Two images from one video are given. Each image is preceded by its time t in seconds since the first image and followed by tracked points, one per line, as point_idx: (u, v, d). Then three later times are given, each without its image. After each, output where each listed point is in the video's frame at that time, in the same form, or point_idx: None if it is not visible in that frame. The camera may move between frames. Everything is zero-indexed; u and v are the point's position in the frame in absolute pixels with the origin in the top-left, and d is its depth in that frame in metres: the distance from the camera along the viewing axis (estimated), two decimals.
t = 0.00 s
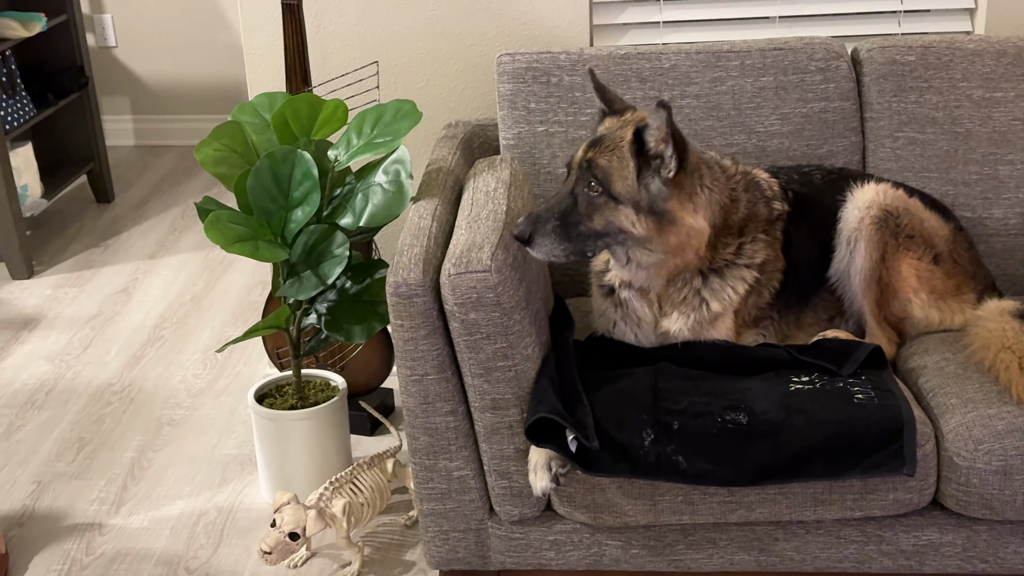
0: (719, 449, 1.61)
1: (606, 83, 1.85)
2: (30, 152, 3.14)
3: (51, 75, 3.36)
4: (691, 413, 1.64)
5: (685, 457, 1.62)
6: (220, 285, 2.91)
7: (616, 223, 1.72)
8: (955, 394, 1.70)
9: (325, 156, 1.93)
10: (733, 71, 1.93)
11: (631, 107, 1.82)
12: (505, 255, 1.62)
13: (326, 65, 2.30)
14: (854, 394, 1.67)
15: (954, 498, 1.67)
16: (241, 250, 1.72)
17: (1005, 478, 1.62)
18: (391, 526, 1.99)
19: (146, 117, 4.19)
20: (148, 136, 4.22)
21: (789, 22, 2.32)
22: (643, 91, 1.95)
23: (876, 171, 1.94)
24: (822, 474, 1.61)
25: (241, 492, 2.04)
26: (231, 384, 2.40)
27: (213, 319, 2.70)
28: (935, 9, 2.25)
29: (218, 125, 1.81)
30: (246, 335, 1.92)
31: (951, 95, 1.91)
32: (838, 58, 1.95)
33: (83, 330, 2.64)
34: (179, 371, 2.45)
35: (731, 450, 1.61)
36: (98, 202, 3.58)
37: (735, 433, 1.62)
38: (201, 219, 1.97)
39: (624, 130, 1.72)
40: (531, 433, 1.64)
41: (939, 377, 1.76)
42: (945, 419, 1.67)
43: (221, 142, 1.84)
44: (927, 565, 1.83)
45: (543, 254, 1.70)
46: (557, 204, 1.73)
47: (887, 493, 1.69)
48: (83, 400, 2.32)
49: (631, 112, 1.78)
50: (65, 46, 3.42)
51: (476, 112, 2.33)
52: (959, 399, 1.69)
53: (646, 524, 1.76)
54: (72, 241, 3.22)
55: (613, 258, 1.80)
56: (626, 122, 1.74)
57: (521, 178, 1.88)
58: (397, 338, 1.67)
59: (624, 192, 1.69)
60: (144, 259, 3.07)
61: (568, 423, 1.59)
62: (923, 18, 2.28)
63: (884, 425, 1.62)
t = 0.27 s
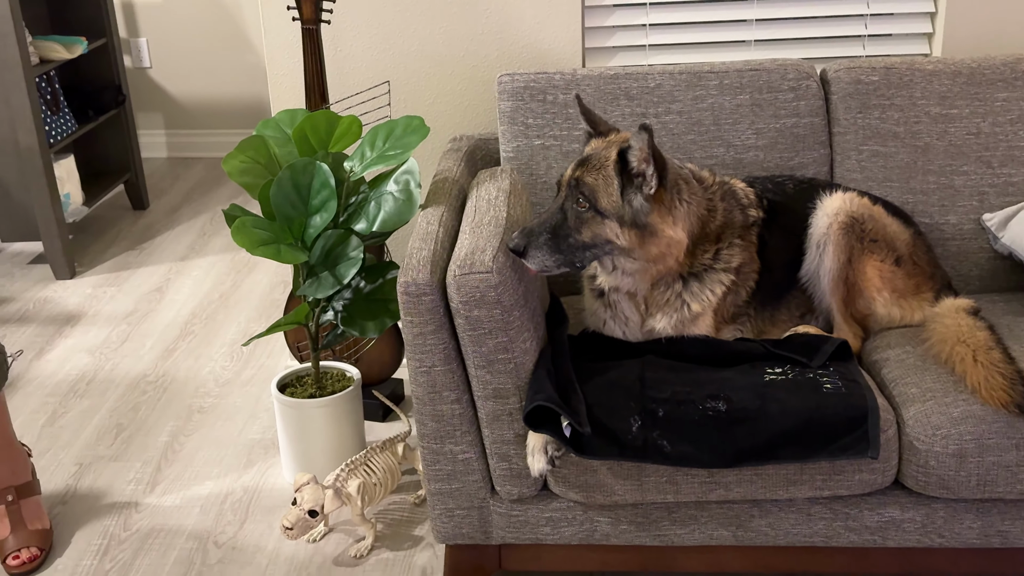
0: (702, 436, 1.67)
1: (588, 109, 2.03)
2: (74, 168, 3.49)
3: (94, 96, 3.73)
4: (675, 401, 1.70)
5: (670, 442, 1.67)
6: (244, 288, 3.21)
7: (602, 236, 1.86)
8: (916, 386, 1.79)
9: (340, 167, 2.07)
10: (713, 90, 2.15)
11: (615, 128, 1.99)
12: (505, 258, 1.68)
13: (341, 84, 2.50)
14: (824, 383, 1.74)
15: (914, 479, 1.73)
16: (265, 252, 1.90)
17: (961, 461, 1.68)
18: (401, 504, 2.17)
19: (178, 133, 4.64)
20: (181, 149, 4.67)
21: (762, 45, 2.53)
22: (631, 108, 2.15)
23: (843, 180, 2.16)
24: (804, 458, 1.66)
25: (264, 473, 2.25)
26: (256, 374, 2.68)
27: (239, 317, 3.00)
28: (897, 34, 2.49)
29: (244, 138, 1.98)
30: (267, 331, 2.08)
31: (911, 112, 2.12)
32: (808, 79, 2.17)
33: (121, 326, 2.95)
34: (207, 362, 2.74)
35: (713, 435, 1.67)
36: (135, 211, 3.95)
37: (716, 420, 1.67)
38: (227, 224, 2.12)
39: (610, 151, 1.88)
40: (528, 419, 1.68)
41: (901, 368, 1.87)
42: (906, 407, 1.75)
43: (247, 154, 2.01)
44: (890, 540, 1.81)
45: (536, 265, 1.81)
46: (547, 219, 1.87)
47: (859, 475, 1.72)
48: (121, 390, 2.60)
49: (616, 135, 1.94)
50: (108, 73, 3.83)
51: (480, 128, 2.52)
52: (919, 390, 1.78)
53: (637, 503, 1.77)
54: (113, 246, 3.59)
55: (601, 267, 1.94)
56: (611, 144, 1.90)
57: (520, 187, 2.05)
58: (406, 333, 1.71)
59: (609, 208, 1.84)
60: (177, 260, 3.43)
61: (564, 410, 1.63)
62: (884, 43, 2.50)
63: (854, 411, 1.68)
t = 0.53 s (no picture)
0: (694, 429, 1.70)
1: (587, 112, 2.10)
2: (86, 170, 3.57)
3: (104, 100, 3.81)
4: (669, 396, 1.73)
5: (663, 435, 1.70)
6: (251, 286, 3.28)
7: (598, 239, 1.92)
8: (900, 381, 1.81)
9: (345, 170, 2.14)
10: (705, 95, 2.22)
11: (611, 135, 2.07)
12: (505, 258, 1.73)
13: (345, 89, 2.57)
14: (811, 378, 1.77)
15: (899, 471, 1.74)
16: (272, 252, 1.97)
17: (943, 453, 1.69)
18: (403, 495, 2.25)
19: (188, 137, 4.72)
20: (189, 153, 4.75)
21: (753, 52, 2.61)
22: (626, 113, 2.23)
23: (831, 183, 2.24)
24: (792, 449, 1.69)
25: (271, 465, 2.32)
26: (263, 369, 2.76)
27: (246, 314, 3.08)
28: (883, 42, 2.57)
29: (252, 142, 2.05)
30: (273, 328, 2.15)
31: (896, 117, 2.20)
32: (796, 85, 2.25)
33: (133, 322, 3.03)
34: (216, 358, 2.81)
35: (705, 428, 1.70)
36: (145, 212, 4.03)
37: (708, 413, 1.71)
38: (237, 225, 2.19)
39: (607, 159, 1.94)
40: (527, 413, 1.72)
41: (886, 364, 1.89)
42: (892, 402, 1.76)
43: (255, 156, 2.08)
44: (875, 530, 1.82)
45: (535, 265, 1.88)
46: (545, 224, 1.93)
47: (844, 466, 1.74)
48: (133, 384, 2.68)
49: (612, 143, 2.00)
50: (117, 76, 3.91)
51: (481, 131, 2.59)
52: (903, 385, 1.79)
53: (631, 494, 1.80)
54: (124, 246, 3.67)
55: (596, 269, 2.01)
56: (608, 152, 1.97)
57: (518, 190, 2.12)
58: (409, 329, 1.76)
59: (607, 213, 1.91)
60: (185, 260, 3.50)
61: (560, 404, 1.66)
62: (871, 51, 2.58)
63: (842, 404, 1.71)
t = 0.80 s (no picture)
0: (692, 423, 1.71)
1: (582, 112, 2.11)
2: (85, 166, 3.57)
3: (104, 97, 3.81)
4: (666, 391, 1.73)
5: (660, 429, 1.71)
6: (250, 282, 3.29)
7: (612, 241, 1.94)
8: (896, 376, 1.81)
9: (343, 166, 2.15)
10: (702, 91, 2.23)
11: (605, 131, 2.08)
12: (503, 252, 1.73)
13: (344, 85, 2.58)
14: (808, 373, 1.77)
15: (895, 465, 1.75)
16: (271, 248, 1.97)
17: (939, 448, 1.70)
18: (401, 490, 2.26)
19: (186, 133, 4.72)
20: (188, 149, 4.75)
21: (750, 48, 2.62)
22: (624, 109, 2.23)
23: (828, 178, 2.25)
24: (789, 444, 1.69)
25: (270, 460, 2.33)
26: (261, 365, 2.76)
27: (245, 310, 3.08)
28: (879, 37, 2.58)
29: (250, 137, 2.05)
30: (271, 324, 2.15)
31: (892, 113, 2.21)
32: (793, 81, 2.26)
33: (132, 319, 3.03)
34: (214, 353, 2.82)
35: (702, 423, 1.70)
36: (144, 208, 4.03)
37: (705, 408, 1.71)
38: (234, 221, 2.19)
39: (611, 161, 1.95)
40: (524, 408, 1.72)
41: (882, 359, 1.90)
42: (887, 397, 1.77)
43: (253, 152, 2.08)
44: (871, 525, 1.83)
45: (555, 277, 1.91)
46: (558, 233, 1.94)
47: (840, 461, 1.75)
48: (133, 379, 2.69)
49: (609, 143, 2.01)
50: (116, 73, 3.92)
51: (478, 127, 2.60)
52: (899, 380, 1.80)
53: (628, 488, 1.81)
54: (123, 242, 3.67)
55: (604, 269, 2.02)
56: (607, 151, 1.97)
57: (516, 186, 2.13)
58: (406, 325, 1.76)
59: (619, 215, 1.92)
60: (184, 256, 3.50)
61: (558, 399, 1.67)
62: (867, 47, 2.59)
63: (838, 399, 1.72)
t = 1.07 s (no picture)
0: (686, 421, 1.71)
1: (569, 121, 2.11)
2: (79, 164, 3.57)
3: (98, 95, 3.81)
4: (660, 388, 1.73)
5: (654, 427, 1.71)
6: (244, 280, 3.28)
7: (614, 250, 1.95)
8: (890, 373, 1.82)
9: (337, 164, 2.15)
10: (697, 89, 2.23)
11: (594, 136, 2.08)
12: (497, 250, 1.73)
13: (339, 83, 2.58)
14: (802, 371, 1.77)
15: (889, 463, 1.75)
16: (265, 246, 1.97)
17: (932, 445, 1.70)
18: (396, 488, 2.26)
19: (181, 132, 4.72)
20: (183, 147, 4.75)
21: (744, 46, 2.62)
22: (618, 107, 2.23)
23: (822, 176, 2.25)
24: (783, 441, 1.70)
25: (264, 458, 2.33)
26: (256, 363, 2.76)
27: (240, 308, 3.08)
28: (873, 35, 2.58)
29: (244, 135, 2.05)
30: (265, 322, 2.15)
31: (886, 111, 2.21)
32: (787, 79, 2.26)
33: (126, 317, 3.03)
34: (209, 351, 2.82)
35: (696, 420, 1.71)
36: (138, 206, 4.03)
37: (699, 406, 1.71)
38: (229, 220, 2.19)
39: (608, 169, 1.96)
40: (518, 405, 1.72)
41: (876, 356, 1.91)
42: (881, 393, 1.77)
43: (247, 151, 2.08)
44: (865, 522, 1.83)
45: (561, 289, 1.93)
46: (560, 246, 1.94)
47: (833, 459, 1.75)
48: (127, 377, 2.68)
49: (600, 151, 2.01)
50: (111, 71, 3.91)
51: (473, 125, 2.60)
52: (892, 377, 1.80)
53: (622, 485, 1.81)
54: (117, 240, 3.66)
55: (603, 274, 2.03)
56: (600, 159, 1.98)
57: (511, 184, 2.13)
58: (400, 323, 1.76)
59: (620, 223, 1.93)
60: (179, 254, 3.50)
61: (552, 396, 1.67)
62: (862, 45, 2.59)
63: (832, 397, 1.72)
